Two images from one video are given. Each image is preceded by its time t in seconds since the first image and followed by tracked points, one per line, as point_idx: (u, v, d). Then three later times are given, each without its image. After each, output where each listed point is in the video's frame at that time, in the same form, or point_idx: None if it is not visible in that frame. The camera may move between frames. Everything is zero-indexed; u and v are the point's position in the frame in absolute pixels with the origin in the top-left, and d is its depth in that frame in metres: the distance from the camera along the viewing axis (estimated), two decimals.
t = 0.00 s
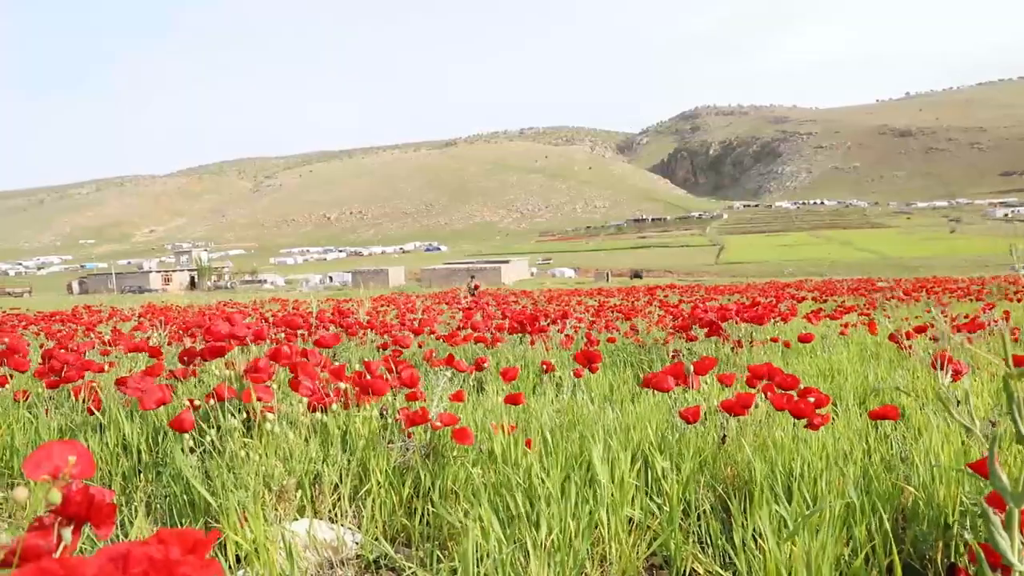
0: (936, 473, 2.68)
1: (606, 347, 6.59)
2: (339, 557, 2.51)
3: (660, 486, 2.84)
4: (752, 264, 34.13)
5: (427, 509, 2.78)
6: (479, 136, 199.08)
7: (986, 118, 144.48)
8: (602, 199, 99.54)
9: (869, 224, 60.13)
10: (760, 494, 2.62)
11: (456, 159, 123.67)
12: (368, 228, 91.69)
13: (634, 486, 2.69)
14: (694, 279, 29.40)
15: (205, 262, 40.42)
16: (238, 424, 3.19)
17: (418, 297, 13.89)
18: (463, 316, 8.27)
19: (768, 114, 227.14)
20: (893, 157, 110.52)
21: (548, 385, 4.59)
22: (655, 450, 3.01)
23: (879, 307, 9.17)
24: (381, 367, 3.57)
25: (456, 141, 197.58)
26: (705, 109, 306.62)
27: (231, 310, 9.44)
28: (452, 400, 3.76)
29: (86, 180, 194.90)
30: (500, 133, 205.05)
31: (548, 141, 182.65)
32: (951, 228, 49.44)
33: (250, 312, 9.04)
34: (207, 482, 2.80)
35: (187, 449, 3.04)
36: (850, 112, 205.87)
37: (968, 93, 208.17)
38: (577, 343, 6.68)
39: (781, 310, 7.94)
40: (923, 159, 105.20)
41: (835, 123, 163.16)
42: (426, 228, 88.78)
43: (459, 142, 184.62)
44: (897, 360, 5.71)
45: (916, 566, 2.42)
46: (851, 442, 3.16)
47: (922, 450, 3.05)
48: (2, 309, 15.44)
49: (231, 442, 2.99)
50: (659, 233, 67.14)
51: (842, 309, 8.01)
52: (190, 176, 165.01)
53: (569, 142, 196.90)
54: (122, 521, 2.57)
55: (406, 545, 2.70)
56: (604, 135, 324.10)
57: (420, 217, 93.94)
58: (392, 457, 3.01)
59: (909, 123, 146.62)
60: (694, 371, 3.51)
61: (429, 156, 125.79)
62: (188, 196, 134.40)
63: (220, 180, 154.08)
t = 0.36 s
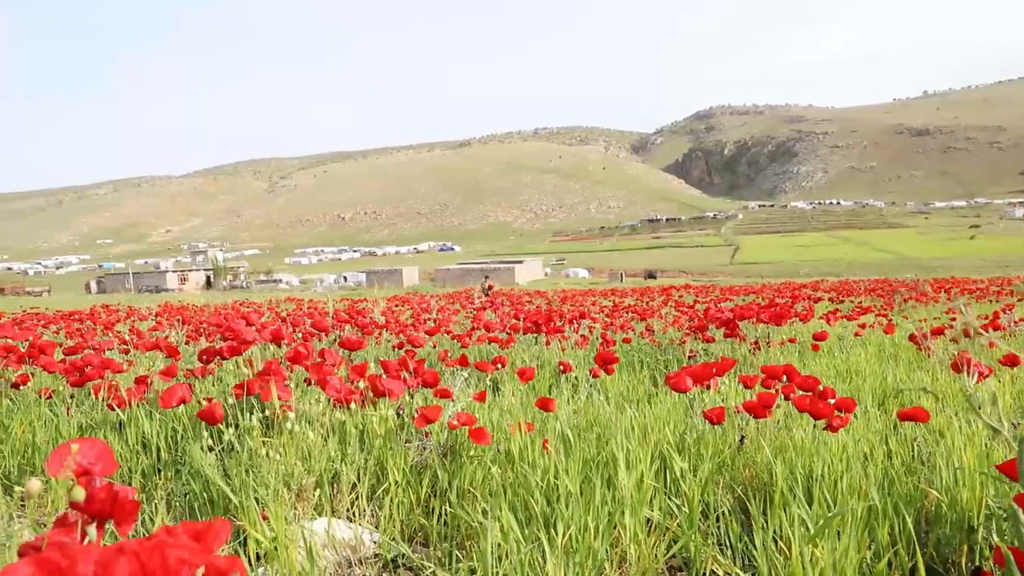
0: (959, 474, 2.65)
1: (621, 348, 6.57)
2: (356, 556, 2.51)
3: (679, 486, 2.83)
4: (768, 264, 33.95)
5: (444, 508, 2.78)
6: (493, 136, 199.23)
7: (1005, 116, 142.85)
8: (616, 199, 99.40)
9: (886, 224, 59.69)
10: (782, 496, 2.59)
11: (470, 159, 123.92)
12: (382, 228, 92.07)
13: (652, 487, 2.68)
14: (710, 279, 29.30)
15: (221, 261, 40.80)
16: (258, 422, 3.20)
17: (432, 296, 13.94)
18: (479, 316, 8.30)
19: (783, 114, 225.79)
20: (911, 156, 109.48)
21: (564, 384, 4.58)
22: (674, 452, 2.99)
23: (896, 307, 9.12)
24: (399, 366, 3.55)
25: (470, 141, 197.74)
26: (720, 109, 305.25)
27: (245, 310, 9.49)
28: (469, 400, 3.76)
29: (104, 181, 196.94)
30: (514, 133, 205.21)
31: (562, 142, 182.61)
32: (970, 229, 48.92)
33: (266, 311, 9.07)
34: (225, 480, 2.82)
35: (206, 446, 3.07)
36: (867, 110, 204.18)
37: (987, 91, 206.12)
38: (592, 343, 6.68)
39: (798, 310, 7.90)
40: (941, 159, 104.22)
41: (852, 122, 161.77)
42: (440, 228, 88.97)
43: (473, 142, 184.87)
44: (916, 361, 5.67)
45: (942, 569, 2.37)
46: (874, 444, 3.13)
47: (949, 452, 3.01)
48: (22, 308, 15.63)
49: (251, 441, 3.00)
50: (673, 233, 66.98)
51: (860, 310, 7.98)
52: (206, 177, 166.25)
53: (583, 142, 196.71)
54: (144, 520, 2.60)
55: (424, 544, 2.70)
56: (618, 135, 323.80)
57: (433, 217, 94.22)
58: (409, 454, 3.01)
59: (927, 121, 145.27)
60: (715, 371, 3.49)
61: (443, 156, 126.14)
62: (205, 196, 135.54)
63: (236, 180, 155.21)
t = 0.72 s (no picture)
0: (984, 477, 2.61)
1: (638, 349, 6.55)
2: (376, 553, 2.52)
3: (698, 486, 2.81)
4: (784, 264, 33.75)
5: (463, 508, 2.77)
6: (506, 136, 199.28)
7: None
8: (630, 199, 99.17)
9: (903, 224, 59.18)
10: (802, 498, 2.58)
11: (484, 159, 124.06)
12: (396, 228, 92.34)
13: (672, 485, 2.65)
14: (724, 279, 29.20)
15: (237, 261, 41.06)
16: (278, 421, 3.22)
17: (446, 296, 13.98)
18: (493, 315, 8.32)
19: (799, 113, 224.34)
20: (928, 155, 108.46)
21: (581, 384, 4.57)
22: (693, 452, 2.98)
23: (915, 307, 9.05)
24: (416, 365, 3.56)
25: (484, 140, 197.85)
26: (735, 108, 303.82)
27: (261, 310, 9.55)
28: (487, 399, 3.76)
29: (122, 181, 198.74)
30: (528, 133, 205.20)
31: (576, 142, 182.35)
32: (989, 229, 48.42)
33: (280, 309, 9.07)
34: (246, 476, 2.84)
35: (227, 443, 3.10)
36: (884, 109, 202.44)
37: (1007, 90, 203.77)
38: (607, 343, 6.68)
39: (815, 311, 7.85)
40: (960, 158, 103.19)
41: (869, 120, 160.39)
42: (454, 228, 89.10)
43: (487, 142, 185.00)
44: (937, 362, 5.62)
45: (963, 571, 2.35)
46: (895, 445, 3.10)
47: (970, 454, 2.99)
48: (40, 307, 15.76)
49: (272, 440, 3.02)
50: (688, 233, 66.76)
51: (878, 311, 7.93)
52: (222, 176, 167.32)
53: (597, 142, 196.36)
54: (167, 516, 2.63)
55: (441, 545, 2.71)
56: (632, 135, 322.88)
57: (447, 217, 94.41)
58: (427, 453, 3.01)
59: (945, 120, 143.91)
60: (735, 372, 3.50)
61: (457, 156, 126.33)
62: (220, 196, 136.48)
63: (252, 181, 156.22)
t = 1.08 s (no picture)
0: (1007, 478, 2.58)
1: (653, 348, 6.53)
2: (395, 552, 2.53)
3: (717, 487, 2.79)
4: (800, 265, 33.48)
5: (482, 506, 2.78)
6: (519, 135, 199.20)
7: None
8: (643, 198, 98.97)
9: (920, 223, 58.70)
10: (825, 500, 2.54)
11: (497, 159, 124.11)
12: (410, 228, 92.53)
13: (692, 488, 2.63)
14: (738, 279, 29.11)
15: (252, 261, 41.28)
16: (299, 420, 3.24)
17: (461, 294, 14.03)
18: (508, 315, 8.32)
19: (814, 112, 222.93)
20: (946, 154, 107.31)
21: (598, 385, 4.55)
22: (712, 452, 2.97)
23: (932, 307, 8.97)
24: (433, 362, 3.57)
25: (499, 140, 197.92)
26: (750, 107, 302.36)
27: (277, 309, 9.59)
28: (505, 400, 3.76)
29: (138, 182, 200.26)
30: (541, 133, 205.12)
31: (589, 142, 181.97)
32: (1006, 229, 48.02)
33: (294, 308, 9.09)
34: (268, 473, 2.87)
35: (250, 441, 3.13)
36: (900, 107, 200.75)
37: None
38: (622, 343, 6.65)
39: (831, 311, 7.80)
40: (977, 156, 102.17)
41: (885, 118, 159.14)
42: (468, 228, 89.23)
43: (500, 142, 185.17)
44: (957, 362, 5.55)
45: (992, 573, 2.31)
46: (917, 445, 3.08)
47: (1000, 456, 2.95)
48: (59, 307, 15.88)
49: (295, 439, 3.05)
50: (702, 233, 66.54)
51: (896, 311, 7.86)
52: (238, 176, 168.43)
53: (610, 141, 195.90)
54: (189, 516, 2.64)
55: (460, 544, 2.71)
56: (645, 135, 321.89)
57: (461, 216, 94.52)
58: (447, 452, 3.03)
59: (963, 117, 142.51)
60: (753, 372, 3.50)
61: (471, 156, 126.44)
62: (235, 196, 137.30)
63: (266, 182, 157.15)
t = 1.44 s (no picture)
0: None
1: (674, 349, 6.50)
2: (419, 550, 2.54)
3: (741, 490, 2.79)
4: (821, 265, 33.08)
5: (505, 507, 2.78)
6: (538, 135, 199.07)
7: None
8: (663, 199, 98.56)
9: (945, 224, 57.99)
10: (853, 503, 2.53)
11: (516, 159, 124.11)
12: (428, 228, 92.83)
13: (718, 489, 2.62)
14: (759, 280, 28.93)
15: (273, 260, 41.61)
16: (325, 420, 3.28)
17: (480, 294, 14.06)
18: (528, 315, 8.34)
19: (837, 111, 220.62)
20: (971, 153, 105.81)
21: (619, 385, 4.57)
22: (737, 454, 2.96)
23: (958, 310, 8.86)
24: (457, 363, 3.57)
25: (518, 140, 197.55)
26: (771, 107, 300.38)
27: (298, 308, 9.67)
28: (529, 399, 3.78)
29: (161, 183, 202.45)
30: (560, 133, 204.84)
31: (608, 142, 181.41)
32: None
33: (315, 307, 9.14)
34: (293, 471, 2.89)
35: (275, 440, 3.18)
36: (924, 106, 198.15)
37: None
38: (643, 344, 6.63)
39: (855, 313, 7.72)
40: (1004, 156, 100.63)
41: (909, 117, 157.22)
42: (486, 228, 89.17)
43: (519, 142, 185.14)
44: (984, 365, 5.47)
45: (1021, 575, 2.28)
46: (943, 450, 3.05)
47: None
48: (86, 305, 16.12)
49: (321, 437, 3.09)
50: (722, 233, 66.14)
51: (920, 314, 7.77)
52: (259, 176, 169.49)
53: (629, 141, 195.20)
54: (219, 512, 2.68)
55: (484, 543, 2.71)
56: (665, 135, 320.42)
57: (480, 217, 94.66)
58: (470, 452, 3.04)
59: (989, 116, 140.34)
60: (776, 374, 3.49)
61: (490, 157, 126.59)
62: (256, 197, 138.48)
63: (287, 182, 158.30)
